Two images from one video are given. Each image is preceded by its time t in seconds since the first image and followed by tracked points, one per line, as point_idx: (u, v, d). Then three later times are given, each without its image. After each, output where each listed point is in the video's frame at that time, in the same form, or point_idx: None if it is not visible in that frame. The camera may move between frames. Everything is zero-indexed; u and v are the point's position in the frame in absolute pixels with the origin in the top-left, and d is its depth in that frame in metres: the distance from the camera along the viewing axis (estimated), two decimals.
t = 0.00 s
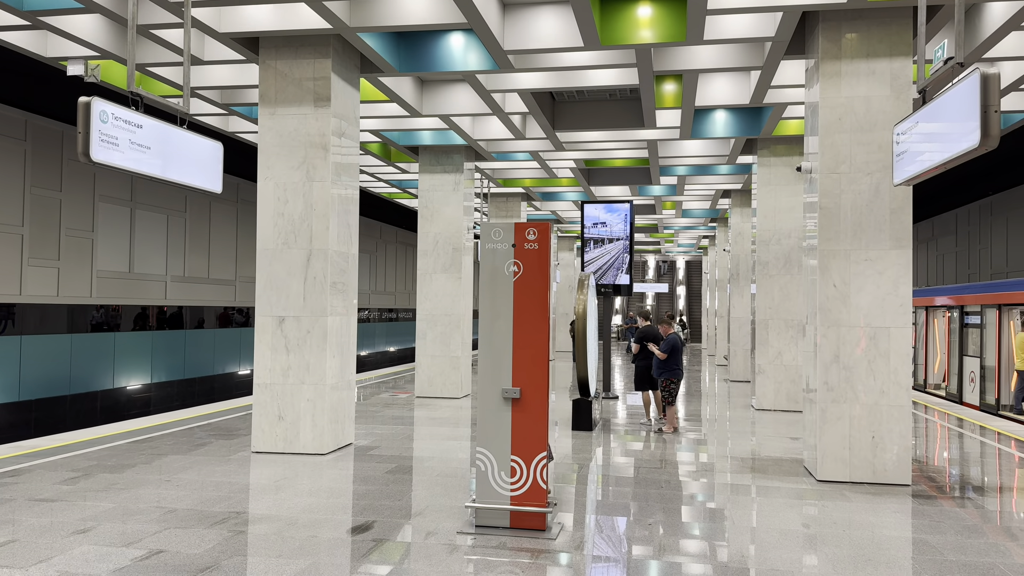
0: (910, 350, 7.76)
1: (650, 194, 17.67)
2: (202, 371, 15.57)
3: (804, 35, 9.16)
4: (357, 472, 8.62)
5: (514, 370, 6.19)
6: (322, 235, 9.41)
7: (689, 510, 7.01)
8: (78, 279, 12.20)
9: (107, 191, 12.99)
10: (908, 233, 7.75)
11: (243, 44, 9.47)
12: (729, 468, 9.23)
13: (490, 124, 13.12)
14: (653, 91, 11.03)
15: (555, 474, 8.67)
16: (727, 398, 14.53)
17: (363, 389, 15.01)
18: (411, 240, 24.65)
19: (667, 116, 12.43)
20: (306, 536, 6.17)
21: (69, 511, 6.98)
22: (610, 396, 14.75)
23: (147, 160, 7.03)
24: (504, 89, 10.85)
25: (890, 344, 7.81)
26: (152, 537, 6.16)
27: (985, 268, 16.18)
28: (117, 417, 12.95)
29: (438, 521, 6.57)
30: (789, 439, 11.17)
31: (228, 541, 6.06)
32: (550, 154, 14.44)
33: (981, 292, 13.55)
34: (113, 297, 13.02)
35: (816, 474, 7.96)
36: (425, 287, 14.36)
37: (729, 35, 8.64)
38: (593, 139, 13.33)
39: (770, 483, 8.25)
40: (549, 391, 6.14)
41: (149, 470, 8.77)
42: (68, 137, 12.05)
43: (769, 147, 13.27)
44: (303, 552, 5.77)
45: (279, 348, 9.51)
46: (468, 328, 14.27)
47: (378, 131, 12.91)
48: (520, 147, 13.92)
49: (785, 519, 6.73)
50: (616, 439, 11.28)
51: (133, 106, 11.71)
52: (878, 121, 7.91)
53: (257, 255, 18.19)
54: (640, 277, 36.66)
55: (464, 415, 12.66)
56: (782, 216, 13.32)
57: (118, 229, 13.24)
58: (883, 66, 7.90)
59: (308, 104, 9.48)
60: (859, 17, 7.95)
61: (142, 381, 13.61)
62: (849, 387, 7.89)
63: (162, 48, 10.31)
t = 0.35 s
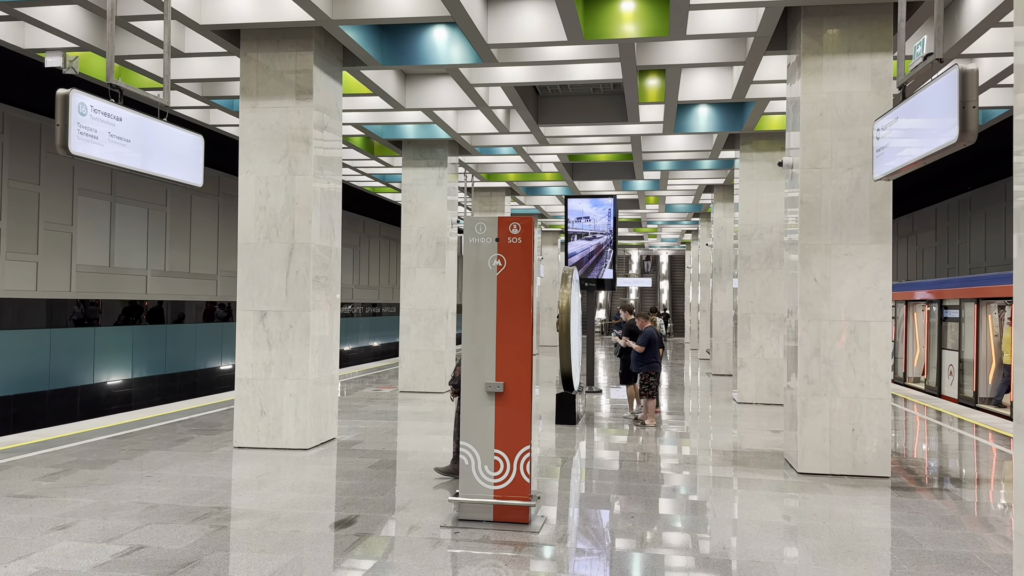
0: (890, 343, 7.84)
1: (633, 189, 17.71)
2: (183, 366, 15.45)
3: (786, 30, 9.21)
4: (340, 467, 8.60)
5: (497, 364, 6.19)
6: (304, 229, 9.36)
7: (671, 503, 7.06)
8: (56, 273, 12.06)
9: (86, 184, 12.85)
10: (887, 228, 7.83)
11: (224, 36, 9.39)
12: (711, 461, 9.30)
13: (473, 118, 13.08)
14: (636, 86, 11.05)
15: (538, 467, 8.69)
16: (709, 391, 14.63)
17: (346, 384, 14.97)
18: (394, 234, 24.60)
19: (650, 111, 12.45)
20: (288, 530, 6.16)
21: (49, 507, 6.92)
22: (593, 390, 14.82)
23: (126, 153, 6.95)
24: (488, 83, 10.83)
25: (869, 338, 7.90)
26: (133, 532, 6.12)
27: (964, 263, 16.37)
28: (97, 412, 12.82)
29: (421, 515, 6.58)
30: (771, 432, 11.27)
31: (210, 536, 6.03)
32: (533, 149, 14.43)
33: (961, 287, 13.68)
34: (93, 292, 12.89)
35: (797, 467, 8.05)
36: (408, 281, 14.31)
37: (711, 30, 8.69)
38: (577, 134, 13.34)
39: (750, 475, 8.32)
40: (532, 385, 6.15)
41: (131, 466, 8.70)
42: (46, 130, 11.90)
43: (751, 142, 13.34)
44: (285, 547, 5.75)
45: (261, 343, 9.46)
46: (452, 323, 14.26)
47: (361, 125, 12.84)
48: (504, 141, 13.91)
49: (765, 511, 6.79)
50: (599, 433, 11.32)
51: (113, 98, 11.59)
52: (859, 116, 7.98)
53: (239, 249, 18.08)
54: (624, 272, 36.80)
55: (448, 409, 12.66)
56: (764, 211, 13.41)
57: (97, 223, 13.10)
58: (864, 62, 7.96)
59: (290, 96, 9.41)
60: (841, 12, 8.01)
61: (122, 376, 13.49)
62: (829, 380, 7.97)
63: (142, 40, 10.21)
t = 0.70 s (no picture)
0: (867, 336, 7.93)
1: (616, 183, 17.75)
2: (163, 360, 15.33)
3: (767, 25, 9.26)
4: (322, 461, 8.58)
5: (479, 359, 6.18)
6: (284, 223, 9.30)
7: (652, 495, 7.11)
8: (33, 267, 11.91)
9: (64, 177, 12.69)
10: (866, 222, 7.91)
11: (202, 28, 9.29)
12: (692, 453, 9.37)
13: (456, 112, 13.03)
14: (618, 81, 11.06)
15: (521, 460, 8.71)
16: (691, 385, 14.72)
17: (329, 378, 14.91)
18: (377, 228, 24.51)
19: (632, 105, 12.47)
20: (269, 525, 6.14)
21: (27, 503, 6.85)
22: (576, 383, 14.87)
23: (104, 146, 6.85)
24: (470, 76, 10.80)
25: (848, 331, 7.98)
26: (112, 528, 6.08)
27: (942, 257, 16.57)
28: (76, 408, 12.68)
29: (403, 509, 6.58)
30: (751, 425, 11.37)
31: (191, 531, 6.01)
32: (516, 143, 14.41)
33: (938, 282, 13.83)
34: (71, 286, 12.75)
35: (776, 458, 8.13)
36: (390, 275, 14.22)
37: (693, 24, 8.71)
38: (560, 128, 13.34)
39: (731, 468, 8.39)
40: (514, 380, 6.14)
41: (110, 461, 8.63)
42: (22, 121, 11.73)
43: (732, 137, 13.41)
44: (266, 542, 5.73)
45: (241, 337, 9.39)
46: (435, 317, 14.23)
47: (342, 118, 12.75)
48: (487, 135, 13.88)
49: (745, 503, 6.86)
50: (581, 426, 11.35)
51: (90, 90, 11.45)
52: (839, 111, 8.04)
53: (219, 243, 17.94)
54: (606, 266, 36.94)
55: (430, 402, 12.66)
56: (745, 206, 13.50)
57: (75, 216, 12.95)
58: (844, 57, 8.02)
59: (270, 89, 9.32)
60: (821, 7, 8.06)
61: (101, 371, 13.37)
62: (808, 373, 8.05)
63: (120, 31, 10.08)
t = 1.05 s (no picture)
0: (846, 330, 8.00)
1: (598, 177, 17.77)
2: (143, 355, 15.11)
3: (748, 20, 9.30)
4: (303, 456, 8.55)
5: (460, 352, 6.17)
6: (264, 217, 9.23)
7: (634, 488, 7.15)
8: (10, 261, 11.75)
9: (40, 170, 12.52)
10: (844, 217, 7.98)
11: (181, 20, 9.19)
12: (673, 446, 9.42)
13: (438, 105, 12.98)
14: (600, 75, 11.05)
15: (503, 454, 8.72)
16: (673, 378, 14.80)
17: (311, 373, 14.84)
18: (359, 222, 24.44)
19: (614, 100, 12.46)
20: (250, 521, 6.12)
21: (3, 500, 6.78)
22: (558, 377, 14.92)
23: (81, 139, 6.76)
24: (452, 70, 10.76)
25: (826, 325, 8.05)
26: (91, 524, 6.03)
27: (920, 252, 16.75)
28: (54, 404, 12.52)
29: (385, 504, 6.58)
30: (731, 418, 11.46)
31: (170, 526, 5.97)
32: (498, 137, 14.38)
33: (915, 276, 13.96)
34: (48, 280, 12.60)
35: (756, 451, 8.20)
36: (372, 270, 14.06)
37: (675, 19, 8.74)
38: (542, 123, 13.33)
39: (711, 461, 8.45)
40: (496, 373, 6.13)
41: (89, 457, 8.55)
42: None
43: (713, 132, 13.45)
44: (247, 537, 5.71)
45: (221, 332, 9.33)
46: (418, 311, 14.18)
47: (323, 111, 12.65)
48: (469, 130, 13.85)
49: (726, 495, 6.92)
50: (563, 420, 11.38)
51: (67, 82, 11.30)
52: (818, 106, 8.10)
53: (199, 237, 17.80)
54: (589, 261, 37.06)
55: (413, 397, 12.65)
56: (725, 200, 13.57)
57: (52, 210, 12.79)
58: (823, 52, 8.08)
59: (249, 82, 9.24)
60: (801, 2, 8.12)
61: (80, 366, 13.13)
62: (788, 366, 8.12)
63: (97, 22, 9.95)
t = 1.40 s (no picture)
0: (824, 325, 8.07)
1: (580, 173, 17.77)
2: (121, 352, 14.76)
3: (727, 16, 9.33)
4: (283, 452, 8.50)
5: (441, 347, 6.15)
6: (243, 212, 9.14)
7: (614, 482, 7.18)
8: None
9: (15, 164, 12.34)
10: (822, 212, 8.04)
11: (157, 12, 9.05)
12: (653, 440, 9.47)
13: (418, 100, 12.90)
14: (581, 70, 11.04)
15: (484, 449, 8.72)
16: (653, 373, 14.90)
17: (291, 369, 14.76)
18: (339, 217, 24.34)
19: (595, 95, 12.45)
20: (228, 517, 6.07)
21: None
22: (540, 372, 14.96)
23: (55, 131, 6.65)
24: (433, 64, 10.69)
25: (804, 319, 8.12)
26: (66, 521, 5.96)
27: (897, 247, 16.94)
28: (29, 400, 12.35)
29: (365, 499, 6.57)
30: (711, 411, 11.54)
31: (147, 523, 5.92)
32: (480, 132, 14.34)
33: (894, 270, 14.07)
34: (23, 275, 12.42)
35: (735, 445, 8.27)
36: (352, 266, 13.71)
37: (655, 15, 8.76)
38: (523, 117, 13.30)
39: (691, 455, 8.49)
40: (477, 368, 6.12)
41: (65, 454, 8.46)
42: None
43: (693, 128, 13.50)
44: (225, 534, 5.66)
45: (199, 327, 9.22)
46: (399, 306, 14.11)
47: (302, 104, 12.53)
48: (451, 124, 13.79)
49: (704, 488, 6.98)
50: (544, 415, 11.38)
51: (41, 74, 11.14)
52: (796, 102, 8.15)
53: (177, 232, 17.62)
54: (571, 256, 37.18)
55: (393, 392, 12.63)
56: (705, 196, 13.65)
57: (27, 204, 12.60)
58: (802, 49, 8.13)
59: (227, 75, 9.12)
60: None
61: (56, 362, 12.82)
62: (766, 360, 8.18)
63: (72, 14, 9.80)
